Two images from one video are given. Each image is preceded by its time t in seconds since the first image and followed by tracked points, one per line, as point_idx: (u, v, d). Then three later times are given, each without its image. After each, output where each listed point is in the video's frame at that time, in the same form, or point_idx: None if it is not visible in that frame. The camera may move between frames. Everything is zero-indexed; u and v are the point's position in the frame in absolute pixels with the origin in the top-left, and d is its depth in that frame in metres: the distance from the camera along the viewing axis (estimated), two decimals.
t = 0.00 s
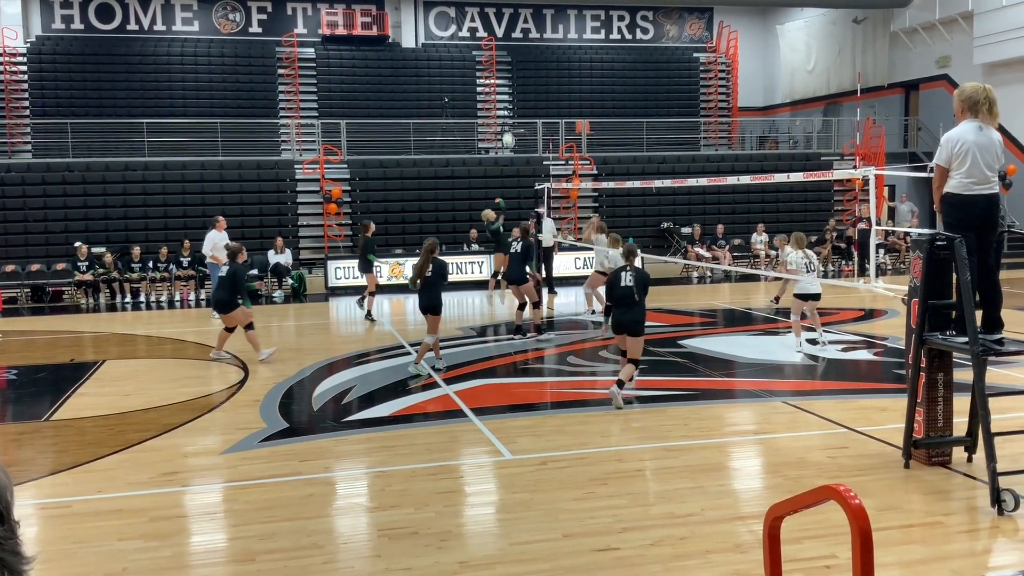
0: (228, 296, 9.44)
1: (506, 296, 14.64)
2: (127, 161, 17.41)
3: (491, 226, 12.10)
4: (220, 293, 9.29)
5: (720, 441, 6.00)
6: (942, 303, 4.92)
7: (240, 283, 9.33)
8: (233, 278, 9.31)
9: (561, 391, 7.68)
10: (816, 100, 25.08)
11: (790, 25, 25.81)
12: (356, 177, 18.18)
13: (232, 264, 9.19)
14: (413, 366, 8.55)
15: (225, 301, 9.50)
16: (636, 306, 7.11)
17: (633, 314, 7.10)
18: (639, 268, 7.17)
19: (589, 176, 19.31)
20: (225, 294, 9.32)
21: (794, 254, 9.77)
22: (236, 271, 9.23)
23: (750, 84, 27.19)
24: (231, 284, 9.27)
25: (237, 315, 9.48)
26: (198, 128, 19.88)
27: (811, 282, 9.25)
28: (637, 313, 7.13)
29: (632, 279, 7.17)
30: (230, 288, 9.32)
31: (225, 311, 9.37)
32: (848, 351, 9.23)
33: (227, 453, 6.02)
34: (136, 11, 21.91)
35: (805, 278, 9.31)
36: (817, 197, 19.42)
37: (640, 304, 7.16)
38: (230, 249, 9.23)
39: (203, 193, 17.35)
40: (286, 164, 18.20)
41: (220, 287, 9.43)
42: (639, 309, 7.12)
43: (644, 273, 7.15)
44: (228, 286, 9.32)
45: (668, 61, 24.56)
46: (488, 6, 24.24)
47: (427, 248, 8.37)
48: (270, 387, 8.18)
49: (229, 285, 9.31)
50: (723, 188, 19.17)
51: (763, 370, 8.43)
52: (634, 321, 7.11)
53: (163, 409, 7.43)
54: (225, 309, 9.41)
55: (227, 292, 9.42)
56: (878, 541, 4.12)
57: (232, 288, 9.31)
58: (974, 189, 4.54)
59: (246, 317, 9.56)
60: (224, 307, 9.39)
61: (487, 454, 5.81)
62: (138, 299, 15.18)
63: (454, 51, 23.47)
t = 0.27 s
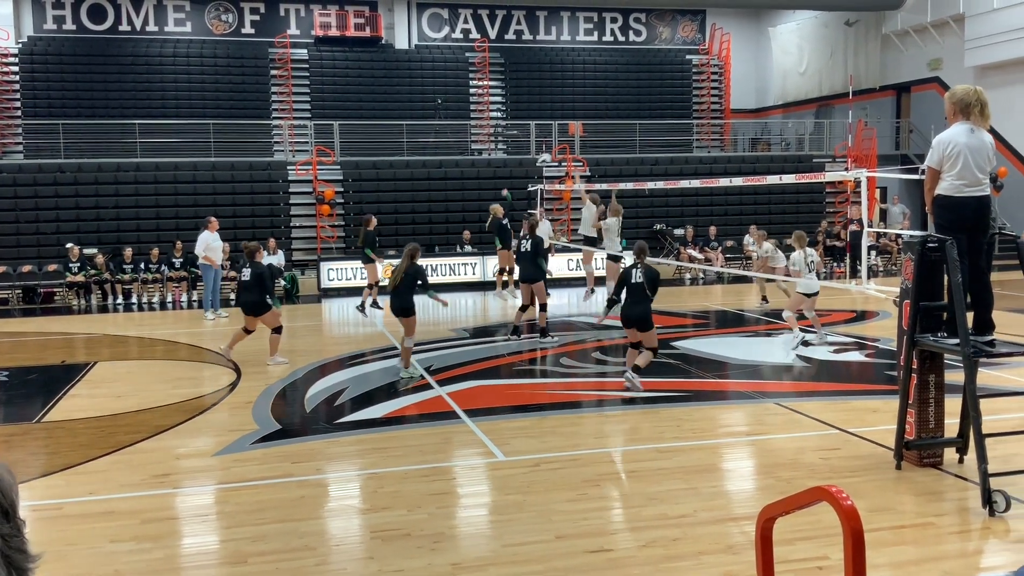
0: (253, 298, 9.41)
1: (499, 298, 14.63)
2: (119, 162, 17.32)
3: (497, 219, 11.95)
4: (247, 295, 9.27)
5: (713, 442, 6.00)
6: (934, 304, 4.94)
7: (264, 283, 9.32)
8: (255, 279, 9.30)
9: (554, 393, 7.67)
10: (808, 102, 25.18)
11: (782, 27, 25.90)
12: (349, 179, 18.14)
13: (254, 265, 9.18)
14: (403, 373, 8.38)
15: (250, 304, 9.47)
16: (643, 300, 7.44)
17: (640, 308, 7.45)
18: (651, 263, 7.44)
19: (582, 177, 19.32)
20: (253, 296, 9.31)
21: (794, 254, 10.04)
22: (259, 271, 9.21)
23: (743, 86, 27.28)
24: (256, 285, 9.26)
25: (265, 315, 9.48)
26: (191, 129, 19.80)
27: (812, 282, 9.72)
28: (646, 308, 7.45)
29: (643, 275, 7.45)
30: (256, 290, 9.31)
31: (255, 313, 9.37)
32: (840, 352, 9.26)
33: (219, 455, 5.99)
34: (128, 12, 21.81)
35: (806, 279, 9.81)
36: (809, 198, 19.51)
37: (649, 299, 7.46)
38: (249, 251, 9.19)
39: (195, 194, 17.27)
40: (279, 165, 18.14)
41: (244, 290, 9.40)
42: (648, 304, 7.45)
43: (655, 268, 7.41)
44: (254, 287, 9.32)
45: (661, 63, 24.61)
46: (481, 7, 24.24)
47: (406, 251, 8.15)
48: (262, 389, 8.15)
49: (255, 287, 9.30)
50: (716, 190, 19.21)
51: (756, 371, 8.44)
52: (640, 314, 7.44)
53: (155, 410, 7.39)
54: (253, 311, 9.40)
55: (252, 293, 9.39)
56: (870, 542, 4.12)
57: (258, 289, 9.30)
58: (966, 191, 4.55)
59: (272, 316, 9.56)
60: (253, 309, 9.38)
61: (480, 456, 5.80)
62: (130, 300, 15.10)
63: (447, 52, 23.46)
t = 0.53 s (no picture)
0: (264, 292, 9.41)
1: (491, 296, 14.62)
2: (110, 159, 17.22)
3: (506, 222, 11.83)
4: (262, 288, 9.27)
5: (705, 440, 6.01)
6: (925, 303, 4.95)
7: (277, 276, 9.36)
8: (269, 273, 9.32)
9: (546, 391, 7.67)
10: (800, 101, 25.26)
11: (774, 26, 25.96)
12: (342, 177, 18.08)
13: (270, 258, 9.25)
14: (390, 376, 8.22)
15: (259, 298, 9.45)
16: (653, 291, 7.42)
17: (650, 298, 7.43)
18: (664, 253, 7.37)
19: (575, 175, 19.34)
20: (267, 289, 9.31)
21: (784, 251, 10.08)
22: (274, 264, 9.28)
23: (735, 84, 27.35)
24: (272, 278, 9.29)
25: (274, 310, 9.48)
26: (182, 127, 19.71)
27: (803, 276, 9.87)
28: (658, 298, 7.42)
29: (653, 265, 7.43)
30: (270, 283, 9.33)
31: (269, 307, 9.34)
32: (831, 351, 9.29)
33: (211, 453, 5.96)
34: (119, 9, 21.69)
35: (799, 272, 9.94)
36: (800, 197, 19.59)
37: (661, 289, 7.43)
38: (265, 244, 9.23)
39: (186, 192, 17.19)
40: (271, 163, 18.07)
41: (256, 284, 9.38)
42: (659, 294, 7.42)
43: (665, 257, 7.34)
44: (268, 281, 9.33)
45: (654, 62, 24.63)
46: (473, 5, 24.20)
47: (388, 259, 7.93)
48: (254, 387, 8.11)
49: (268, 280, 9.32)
50: (708, 189, 19.26)
51: (747, 370, 8.47)
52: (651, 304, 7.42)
53: (146, 409, 7.35)
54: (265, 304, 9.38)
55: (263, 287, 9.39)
56: (861, 540, 4.14)
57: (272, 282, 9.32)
58: (957, 190, 4.57)
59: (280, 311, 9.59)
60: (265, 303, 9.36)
61: (472, 454, 5.79)
62: (121, 299, 15.01)
63: (439, 50, 23.43)
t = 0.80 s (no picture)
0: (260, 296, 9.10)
1: (479, 296, 14.58)
2: (96, 158, 17.08)
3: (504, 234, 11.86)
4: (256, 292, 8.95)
5: (693, 439, 6.01)
6: (910, 303, 4.98)
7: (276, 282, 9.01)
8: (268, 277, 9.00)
9: (534, 391, 7.66)
10: (787, 102, 25.38)
11: (761, 27, 26.07)
12: (330, 176, 17.99)
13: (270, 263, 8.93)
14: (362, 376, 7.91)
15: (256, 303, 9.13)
16: (658, 291, 7.50)
17: (655, 297, 7.49)
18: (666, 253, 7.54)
19: (563, 174, 19.34)
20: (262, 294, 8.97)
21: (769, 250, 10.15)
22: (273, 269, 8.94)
23: (723, 84, 27.45)
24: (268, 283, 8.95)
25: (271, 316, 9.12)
26: (169, 125, 19.57)
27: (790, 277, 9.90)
28: (663, 297, 7.50)
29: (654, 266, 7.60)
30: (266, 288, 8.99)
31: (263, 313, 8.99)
32: (818, 351, 9.32)
33: (197, 453, 5.90)
34: (105, 6, 21.50)
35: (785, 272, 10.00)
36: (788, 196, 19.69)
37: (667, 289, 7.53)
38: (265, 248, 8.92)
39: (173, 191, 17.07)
40: (258, 162, 17.95)
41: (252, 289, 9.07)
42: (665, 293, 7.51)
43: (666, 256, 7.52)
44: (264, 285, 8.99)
45: (642, 62, 24.68)
46: (462, 5, 24.16)
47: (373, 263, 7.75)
48: (241, 387, 8.05)
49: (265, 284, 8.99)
50: (696, 189, 19.32)
51: (735, 369, 8.49)
52: (656, 303, 7.47)
53: (133, 409, 7.27)
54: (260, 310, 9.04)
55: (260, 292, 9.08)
56: (848, 538, 4.15)
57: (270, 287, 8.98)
58: (943, 190, 4.59)
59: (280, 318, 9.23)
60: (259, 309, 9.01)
61: (460, 454, 5.76)
62: (107, 298, 14.88)
63: (428, 49, 23.38)
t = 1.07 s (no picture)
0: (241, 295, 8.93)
1: (463, 296, 14.53)
2: (77, 156, 16.83)
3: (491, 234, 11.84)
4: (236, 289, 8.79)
5: (677, 439, 6.02)
6: (891, 303, 5.01)
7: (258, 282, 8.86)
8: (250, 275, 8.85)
9: (518, 391, 7.64)
10: (770, 103, 25.54)
11: (744, 29, 26.21)
12: (313, 175, 17.86)
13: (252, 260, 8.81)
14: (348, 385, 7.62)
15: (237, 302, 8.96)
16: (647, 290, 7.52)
17: (643, 295, 7.52)
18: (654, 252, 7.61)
19: (547, 174, 19.34)
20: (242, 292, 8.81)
21: (751, 247, 10.01)
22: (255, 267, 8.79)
23: (706, 85, 27.57)
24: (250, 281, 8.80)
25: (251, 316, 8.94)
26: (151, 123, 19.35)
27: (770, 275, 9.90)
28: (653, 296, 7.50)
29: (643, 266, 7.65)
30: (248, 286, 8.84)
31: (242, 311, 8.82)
32: (800, 351, 9.37)
33: (178, 453, 5.83)
34: (86, 3, 21.25)
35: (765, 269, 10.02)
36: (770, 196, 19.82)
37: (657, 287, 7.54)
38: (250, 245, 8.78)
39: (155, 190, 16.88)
40: (240, 160, 17.78)
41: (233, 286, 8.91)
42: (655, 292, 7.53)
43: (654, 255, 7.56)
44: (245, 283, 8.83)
45: (626, 62, 24.72)
46: (446, 4, 24.08)
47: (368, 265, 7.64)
48: (223, 387, 7.97)
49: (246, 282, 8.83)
50: (680, 189, 19.38)
51: (718, 369, 8.52)
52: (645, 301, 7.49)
53: (113, 409, 7.18)
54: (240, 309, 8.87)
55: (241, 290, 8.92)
56: (830, 537, 4.17)
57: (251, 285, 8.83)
58: (923, 191, 4.62)
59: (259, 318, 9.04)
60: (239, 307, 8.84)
61: (444, 454, 5.73)
62: (87, 297, 14.70)
63: (412, 48, 23.30)
